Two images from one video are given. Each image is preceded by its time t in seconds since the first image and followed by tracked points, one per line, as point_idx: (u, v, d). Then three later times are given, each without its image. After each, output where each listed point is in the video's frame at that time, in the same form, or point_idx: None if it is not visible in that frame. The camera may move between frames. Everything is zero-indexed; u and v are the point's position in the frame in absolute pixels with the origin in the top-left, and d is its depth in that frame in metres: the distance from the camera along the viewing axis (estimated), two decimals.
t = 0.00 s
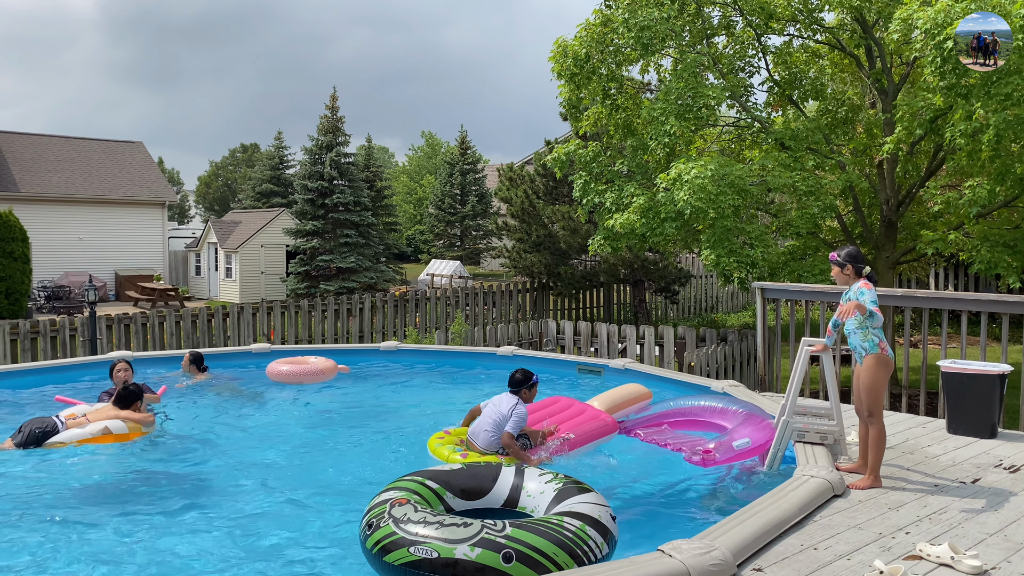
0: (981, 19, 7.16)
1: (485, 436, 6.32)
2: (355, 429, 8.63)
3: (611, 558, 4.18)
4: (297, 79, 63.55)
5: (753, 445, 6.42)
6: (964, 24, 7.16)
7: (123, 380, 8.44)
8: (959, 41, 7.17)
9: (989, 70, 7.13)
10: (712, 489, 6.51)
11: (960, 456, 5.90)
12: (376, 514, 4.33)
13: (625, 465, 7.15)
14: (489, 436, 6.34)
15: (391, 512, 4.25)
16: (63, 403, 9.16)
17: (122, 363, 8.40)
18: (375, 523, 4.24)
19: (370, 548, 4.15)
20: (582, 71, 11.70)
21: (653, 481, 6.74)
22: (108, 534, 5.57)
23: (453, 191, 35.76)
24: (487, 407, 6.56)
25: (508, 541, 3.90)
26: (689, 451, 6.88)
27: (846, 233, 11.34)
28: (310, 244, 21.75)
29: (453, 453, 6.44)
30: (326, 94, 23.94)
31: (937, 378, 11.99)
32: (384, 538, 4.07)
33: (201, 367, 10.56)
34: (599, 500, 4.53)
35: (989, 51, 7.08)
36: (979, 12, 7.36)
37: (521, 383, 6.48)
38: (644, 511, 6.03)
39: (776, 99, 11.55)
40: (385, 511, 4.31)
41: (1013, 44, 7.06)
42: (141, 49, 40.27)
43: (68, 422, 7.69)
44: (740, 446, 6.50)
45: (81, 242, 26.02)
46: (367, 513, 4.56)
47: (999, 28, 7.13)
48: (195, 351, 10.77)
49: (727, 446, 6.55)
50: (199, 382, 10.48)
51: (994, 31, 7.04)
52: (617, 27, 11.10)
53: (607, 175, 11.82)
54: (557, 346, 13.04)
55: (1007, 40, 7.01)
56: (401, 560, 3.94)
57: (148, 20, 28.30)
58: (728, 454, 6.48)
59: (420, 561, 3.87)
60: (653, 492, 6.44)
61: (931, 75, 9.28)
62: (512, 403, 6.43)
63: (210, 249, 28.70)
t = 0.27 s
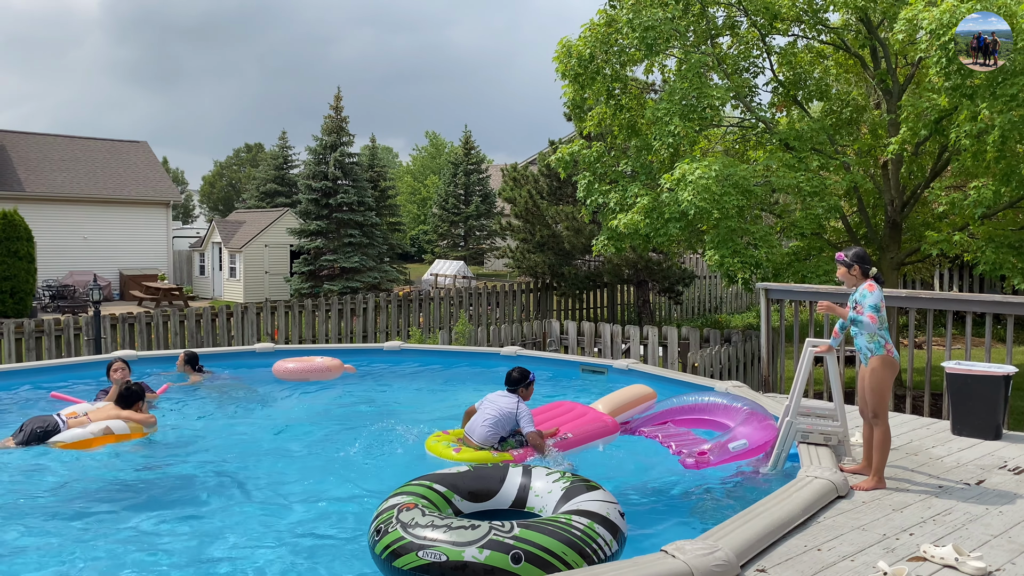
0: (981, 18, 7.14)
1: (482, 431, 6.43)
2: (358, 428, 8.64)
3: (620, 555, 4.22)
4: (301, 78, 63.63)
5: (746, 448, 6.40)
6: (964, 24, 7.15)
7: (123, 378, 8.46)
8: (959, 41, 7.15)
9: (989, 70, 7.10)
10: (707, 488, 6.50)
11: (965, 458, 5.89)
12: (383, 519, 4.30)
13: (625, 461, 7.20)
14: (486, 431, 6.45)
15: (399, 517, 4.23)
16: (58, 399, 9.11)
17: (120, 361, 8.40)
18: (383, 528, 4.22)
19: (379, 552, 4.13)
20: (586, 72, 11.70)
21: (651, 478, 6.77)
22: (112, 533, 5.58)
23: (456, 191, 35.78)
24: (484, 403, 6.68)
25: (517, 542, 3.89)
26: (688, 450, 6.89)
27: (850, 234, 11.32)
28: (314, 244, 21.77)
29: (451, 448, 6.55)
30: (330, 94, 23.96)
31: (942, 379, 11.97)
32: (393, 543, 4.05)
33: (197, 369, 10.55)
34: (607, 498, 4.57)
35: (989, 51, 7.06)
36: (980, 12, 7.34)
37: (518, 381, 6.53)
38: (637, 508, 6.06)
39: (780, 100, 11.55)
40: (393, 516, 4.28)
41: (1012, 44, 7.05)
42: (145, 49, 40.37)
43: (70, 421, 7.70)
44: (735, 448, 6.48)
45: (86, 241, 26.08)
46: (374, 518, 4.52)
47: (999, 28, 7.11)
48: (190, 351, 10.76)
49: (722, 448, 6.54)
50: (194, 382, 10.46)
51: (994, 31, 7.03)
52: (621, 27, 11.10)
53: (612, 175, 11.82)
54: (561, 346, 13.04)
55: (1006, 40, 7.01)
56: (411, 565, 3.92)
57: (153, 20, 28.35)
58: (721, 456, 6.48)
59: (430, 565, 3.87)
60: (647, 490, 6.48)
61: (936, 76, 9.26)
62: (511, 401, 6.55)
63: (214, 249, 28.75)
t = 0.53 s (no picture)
0: (981, 19, 7.13)
1: (476, 430, 6.78)
2: (361, 428, 8.65)
3: (629, 551, 4.20)
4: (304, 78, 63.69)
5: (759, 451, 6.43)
6: (965, 24, 7.13)
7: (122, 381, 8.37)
8: (959, 41, 7.14)
9: (989, 70, 7.09)
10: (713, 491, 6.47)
11: (968, 459, 5.88)
12: (392, 515, 4.36)
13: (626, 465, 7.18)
14: (481, 430, 6.80)
15: (408, 510, 4.28)
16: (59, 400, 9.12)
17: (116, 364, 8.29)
18: (391, 522, 4.27)
19: (387, 547, 4.17)
20: (590, 72, 11.68)
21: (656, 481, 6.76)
22: (114, 532, 5.59)
23: (459, 191, 35.79)
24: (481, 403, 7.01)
25: (525, 532, 3.93)
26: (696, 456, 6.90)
27: (854, 235, 11.30)
28: (317, 244, 21.79)
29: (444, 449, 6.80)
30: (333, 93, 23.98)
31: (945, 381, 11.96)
32: (401, 536, 4.10)
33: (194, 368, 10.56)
34: (615, 498, 4.57)
35: (988, 51, 7.05)
36: (979, 12, 7.32)
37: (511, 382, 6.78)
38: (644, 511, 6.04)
39: (784, 100, 11.54)
40: (402, 510, 4.33)
41: (1013, 44, 7.03)
42: (149, 49, 40.45)
43: (71, 419, 7.72)
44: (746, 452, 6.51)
45: (89, 240, 26.13)
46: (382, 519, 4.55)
47: (999, 28, 7.09)
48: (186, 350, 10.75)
49: (734, 451, 6.56)
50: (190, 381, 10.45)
51: (993, 31, 7.01)
52: (625, 28, 11.10)
53: (615, 176, 11.81)
54: (564, 346, 13.05)
55: (1006, 40, 6.99)
56: (419, 556, 3.94)
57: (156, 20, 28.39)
58: (734, 460, 6.50)
59: (439, 555, 3.90)
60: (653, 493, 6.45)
61: (940, 77, 9.25)
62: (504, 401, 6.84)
63: (217, 248, 28.79)
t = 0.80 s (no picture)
0: (981, 18, 7.13)
1: (472, 431, 6.66)
2: (363, 427, 8.65)
3: (632, 559, 4.22)
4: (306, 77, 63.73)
5: (761, 446, 6.47)
6: (965, 24, 7.13)
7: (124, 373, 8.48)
8: (959, 41, 7.14)
9: (989, 70, 7.07)
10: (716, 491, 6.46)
11: (971, 460, 5.87)
12: (397, 515, 4.38)
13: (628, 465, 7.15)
14: (476, 431, 6.68)
15: (413, 513, 4.30)
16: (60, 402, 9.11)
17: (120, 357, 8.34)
18: (397, 523, 4.30)
19: (392, 548, 4.21)
20: (592, 72, 11.68)
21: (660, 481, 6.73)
22: (116, 531, 5.60)
23: (462, 192, 35.80)
24: (476, 401, 6.87)
25: (530, 540, 3.92)
26: (696, 454, 6.91)
27: (857, 236, 11.28)
28: (320, 244, 21.81)
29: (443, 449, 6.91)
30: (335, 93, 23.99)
31: (948, 381, 11.95)
32: (406, 539, 4.12)
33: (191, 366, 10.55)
34: (619, 503, 4.57)
35: (988, 51, 7.04)
36: (979, 12, 7.31)
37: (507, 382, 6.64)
38: (649, 512, 6.01)
39: (787, 101, 11.55)
40: (407, 512, 4.36)
41: (1013, 44, 7.02)
42: (152, 49, 40.50)
43: (71, 418, 7.74)
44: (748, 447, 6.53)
45: (92, 240, 26.16)
46: (388, 514, 4.61)
47: (999, 28, 7.09)
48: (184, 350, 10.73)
49: (735, 447, 6.59)
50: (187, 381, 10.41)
51: (994, 31, 7.00)
52: (627, 28, 11.10)
53: (617, 176, 11.80)
54: (566, 347, 13.05)
55: (1006, 40, 6.98)
56: (424, 560, 3.97)
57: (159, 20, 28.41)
58: (737, 455, 6.51)
59: (443, 561, 3.91)
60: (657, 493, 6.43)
61: (944, 77, 9.25)
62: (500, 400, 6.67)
63: (220, 248, 28.81)
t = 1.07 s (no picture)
0: (981, 18, 7.11)
1: (464, 427, 6.92)
2: (364, 427, 8.66)
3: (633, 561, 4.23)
4: (308, 77, 63.77)
5: (763, 450, 6.42)
6: (965, 24, 7.11)
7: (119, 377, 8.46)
8: (959, 41, 7.12)
9: (989, 70, 7.07)
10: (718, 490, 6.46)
11: (973, 461, 5.86)
12: (400, 518, 4.37)
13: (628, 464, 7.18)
14: (468, 426, 6.93)
15: (416, 516, 4.29)
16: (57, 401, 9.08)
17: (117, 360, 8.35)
18: (400, 526, 4.29)
19: (395, 551, 4.21)
20: (595, 72, 11.69)
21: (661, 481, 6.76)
22: (117, 531, 5.60)
23: (464, 192, 35.81)
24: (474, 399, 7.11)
25: (532, 547, 3.91)
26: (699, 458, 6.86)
27: (859, 237, 11.26)
28: (322, 244, 21.82)
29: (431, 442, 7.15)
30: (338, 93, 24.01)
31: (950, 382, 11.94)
32: (409, 542, 4.12)
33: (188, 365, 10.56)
34: (622, 502, 4.57)
35: (989, 51, 7.02)
36: (980, 12, 7.29)
37: (499, 380, 6.82)
38: (652, 511, 6.04)
39: (789, 101, 11.55)
40: (410, 514, 4.34)
41: (1013, 44, 7.01)
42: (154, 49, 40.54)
43: (70, 418, 7.75)
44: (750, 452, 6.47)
45: (94, 239, 26.19)
46: (391, 514, 4.62)
47: (1000, 28, 7.07)
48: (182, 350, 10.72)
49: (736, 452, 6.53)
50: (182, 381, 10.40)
51: (994, 31, 6.99)
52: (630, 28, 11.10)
53: (619, 176, 11.79)
54: (567, 347, 13.05)
55: (1006, 40, 6.96)
56: (426, 565, 3.98)
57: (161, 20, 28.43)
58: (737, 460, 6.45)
59: (445, 567, 3.93)
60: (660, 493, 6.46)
61: (946, 78, 9.26)
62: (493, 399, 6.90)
63: (222, 248, 28.84)
